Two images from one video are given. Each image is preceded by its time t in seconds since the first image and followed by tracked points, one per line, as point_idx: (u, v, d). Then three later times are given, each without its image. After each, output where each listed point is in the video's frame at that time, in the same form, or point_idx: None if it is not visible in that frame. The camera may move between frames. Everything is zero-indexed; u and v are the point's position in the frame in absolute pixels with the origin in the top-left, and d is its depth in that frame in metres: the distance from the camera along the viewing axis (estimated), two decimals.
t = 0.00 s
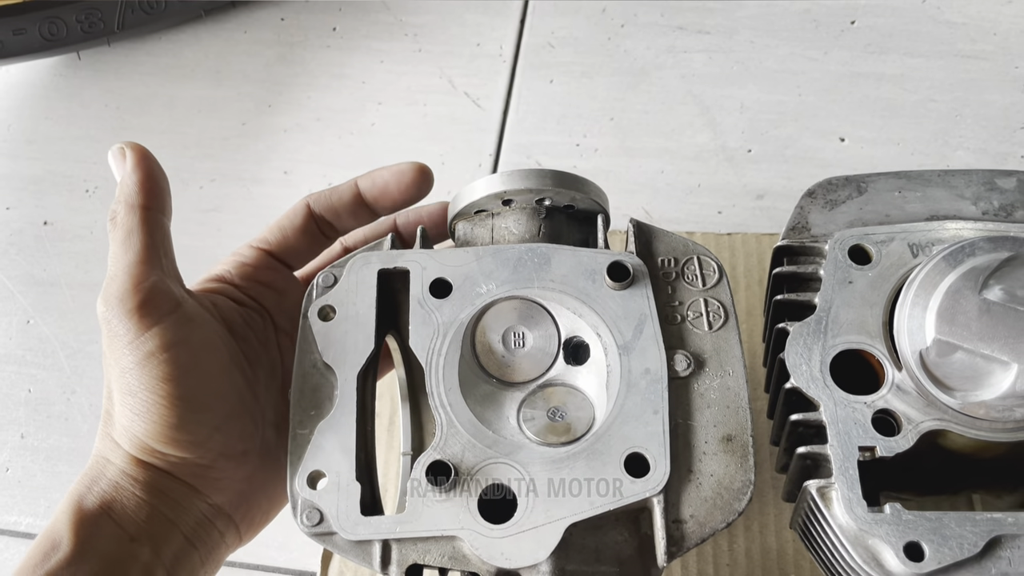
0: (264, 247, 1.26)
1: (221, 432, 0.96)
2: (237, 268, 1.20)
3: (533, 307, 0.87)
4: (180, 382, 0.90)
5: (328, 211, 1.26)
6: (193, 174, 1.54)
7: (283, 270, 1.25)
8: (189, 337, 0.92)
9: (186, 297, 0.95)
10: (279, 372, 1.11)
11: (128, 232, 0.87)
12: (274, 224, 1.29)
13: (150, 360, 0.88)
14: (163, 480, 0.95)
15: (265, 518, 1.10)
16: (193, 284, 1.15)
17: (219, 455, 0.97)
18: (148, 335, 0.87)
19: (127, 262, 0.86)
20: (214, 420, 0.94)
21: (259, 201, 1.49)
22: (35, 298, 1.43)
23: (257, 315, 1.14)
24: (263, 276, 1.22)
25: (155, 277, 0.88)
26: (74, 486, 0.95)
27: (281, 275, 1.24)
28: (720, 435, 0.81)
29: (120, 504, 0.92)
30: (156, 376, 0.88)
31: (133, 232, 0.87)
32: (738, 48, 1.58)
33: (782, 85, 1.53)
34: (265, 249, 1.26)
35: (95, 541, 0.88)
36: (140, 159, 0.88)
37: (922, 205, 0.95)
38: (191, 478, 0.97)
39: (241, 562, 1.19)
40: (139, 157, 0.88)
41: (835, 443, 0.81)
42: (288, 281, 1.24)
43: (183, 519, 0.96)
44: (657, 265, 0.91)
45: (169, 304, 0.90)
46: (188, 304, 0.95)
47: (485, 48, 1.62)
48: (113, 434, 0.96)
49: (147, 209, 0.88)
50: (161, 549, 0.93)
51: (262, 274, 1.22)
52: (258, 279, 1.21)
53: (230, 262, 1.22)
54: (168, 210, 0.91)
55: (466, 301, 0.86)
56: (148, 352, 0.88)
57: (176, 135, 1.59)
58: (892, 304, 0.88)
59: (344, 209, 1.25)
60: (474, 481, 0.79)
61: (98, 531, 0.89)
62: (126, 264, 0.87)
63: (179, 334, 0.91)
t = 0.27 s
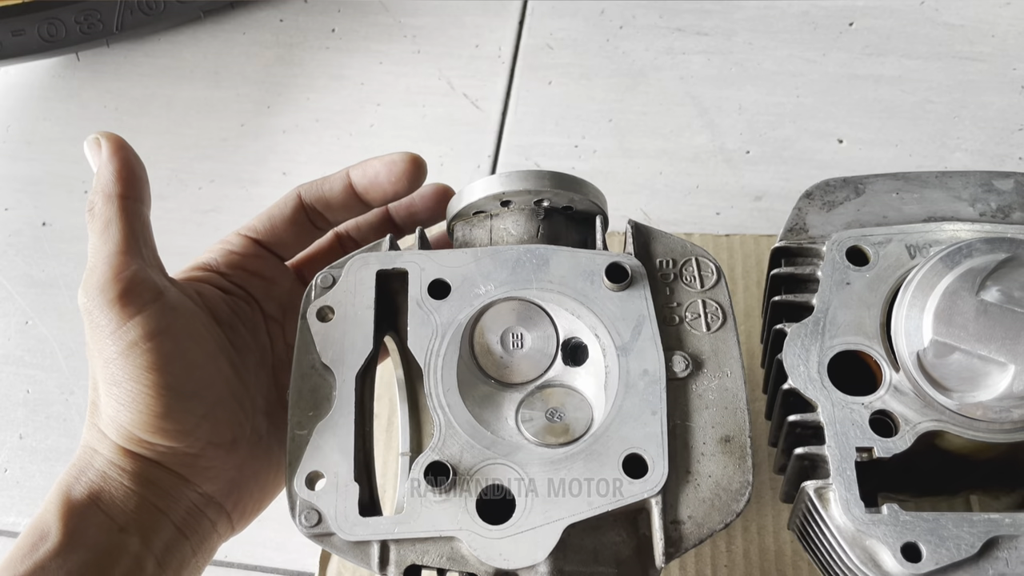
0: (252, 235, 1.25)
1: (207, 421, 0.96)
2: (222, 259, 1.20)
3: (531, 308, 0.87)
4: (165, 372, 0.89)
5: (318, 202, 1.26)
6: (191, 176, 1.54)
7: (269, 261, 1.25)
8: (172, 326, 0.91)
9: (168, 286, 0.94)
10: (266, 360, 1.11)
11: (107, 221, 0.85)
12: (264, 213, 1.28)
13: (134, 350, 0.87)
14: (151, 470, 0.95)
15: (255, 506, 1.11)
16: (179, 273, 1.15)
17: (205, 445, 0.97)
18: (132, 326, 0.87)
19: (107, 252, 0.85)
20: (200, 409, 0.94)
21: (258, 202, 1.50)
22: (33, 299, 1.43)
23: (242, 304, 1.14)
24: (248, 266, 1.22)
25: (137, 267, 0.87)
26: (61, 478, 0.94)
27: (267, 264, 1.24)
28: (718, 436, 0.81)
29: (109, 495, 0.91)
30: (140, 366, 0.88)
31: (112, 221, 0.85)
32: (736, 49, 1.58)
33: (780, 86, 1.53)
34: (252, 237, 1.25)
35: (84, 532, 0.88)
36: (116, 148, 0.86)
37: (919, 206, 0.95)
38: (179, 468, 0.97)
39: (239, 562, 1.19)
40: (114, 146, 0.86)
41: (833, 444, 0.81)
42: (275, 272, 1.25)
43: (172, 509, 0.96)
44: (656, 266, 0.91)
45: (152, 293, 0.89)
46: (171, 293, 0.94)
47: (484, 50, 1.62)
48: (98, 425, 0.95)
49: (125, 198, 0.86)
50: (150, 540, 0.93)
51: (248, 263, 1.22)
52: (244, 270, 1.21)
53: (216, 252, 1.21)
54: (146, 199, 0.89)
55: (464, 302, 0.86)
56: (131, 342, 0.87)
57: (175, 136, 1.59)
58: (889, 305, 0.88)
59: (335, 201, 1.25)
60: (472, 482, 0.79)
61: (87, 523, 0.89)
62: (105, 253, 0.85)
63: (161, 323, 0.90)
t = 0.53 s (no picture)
0: (248, 242, 1.25)
1: (201, 429, 0.96)
2: (218, 265, 1.20)
3: (532, 308, 0.87)
4: (159, 379, 0.89)
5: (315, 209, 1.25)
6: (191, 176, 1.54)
7: (265, 267, 1.25)
8: (166, 333, 0.91)
9: (163, 293, 0.94)
10: (261, 366, 1.11)
11: (101, 228, 0.85)
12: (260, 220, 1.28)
13: (127, 358, 0.87)
14: (145, 477, 0.95)
15: (251, 510, 1.11)
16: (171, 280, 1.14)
17: (199, 451, 0.97)
18: (126, 334, 0.86)
19: (101, 260, 0.85)
20: (194, 416, 0.94)
21: (258, 202, 1.50)
22: (33, 299, 1.43)
23: (238, 310, 1.14)
24: (245, 272, 1.21)
25: (131, 274, 0.87)
26: (56, 484, 0.95)
27: (263, 270, 1.24)
28: (718, 436, 0.81)
29: (103, 501, 0.92)
30: (133, 373, 0.87)
31: (106, 227, 0.85)
32: (736, 50, 1.59)
33: (780, 87, 1.53)
34: (248, 244, 1.25)
35: (78, 539, 0.89)
36: (109, 154, 0.85)
37: (920, 207, 0.95)
38: (173, 474, 0.97)
39: (239, 563, 1.19)
40: (109, 151, 0.86)
41: (834, 443, 0.81)
42: (272, 278, 1.24)
43: (166, 516, 0.96)
44: (656, 266, 0.91)
45: (146, 299, 0.89)
46: (166, 300, 0.94)
47: (484, 50, 1.63)
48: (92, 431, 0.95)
49: (120, 205, 0.86)
50: (144, 546, 0.93)
51: (244, 269, 1.22)
52: (240, 276, 1.20)
53: (212, 258, 1.21)
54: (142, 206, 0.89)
55: (465, 302, 0.86)
56: (124, 349, 0.87)
57: (175, 136, 1.59)
58: (889, 305, 0.88)
59: (331, 208, 1.24)
60: (473, 482, 0.79)
61: (81, 529, 0.89)
62: (100, 260, 0.85)
63: (155, 330, 0.89)
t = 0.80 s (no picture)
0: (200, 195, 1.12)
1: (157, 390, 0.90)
2: (170, 218, 1.08)
3: (530, 311, 0.87)
4: (105, 338, 0.83)
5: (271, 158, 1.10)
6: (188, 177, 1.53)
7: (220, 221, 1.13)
8: (116, 291, 0.85)
9: (112, 249, 0.87)
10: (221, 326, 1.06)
11: (40, 181, 0.79)
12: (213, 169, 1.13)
13: (73, 317, 0.81)
14: (93, 443, 0.88)
15: (211, 475, 1.05)
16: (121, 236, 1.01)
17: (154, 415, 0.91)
18: (70, 293, 0.81)
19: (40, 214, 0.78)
20: (148, 376, 0.88)
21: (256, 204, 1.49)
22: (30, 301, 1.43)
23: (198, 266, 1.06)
24: (203, 226, 1.11)
25: (72, 228, 0.80)
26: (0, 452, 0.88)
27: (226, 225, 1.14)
28: (717, 440, 0.81)
29: (49, 468, 0.86)
30: (79, 332, 0.82)
31: (47, 181, 0.79)
32: (735, 53, 1.58)
33: (779, 90, 1.53)
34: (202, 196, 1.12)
35: (21, 508, 0.82)
36: (50, 103, 0.79)
37: (919, 210, 0.95)
38: (122, 439, 0.90)
39: (236, 566, 1.19)
40: (49, 100, 0.79)
41: (832, 447, 0.81)
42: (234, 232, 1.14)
43: (117, 483, 0.90)
44: (655, 269, 0.91)
45: (91, 255, 0.83)
46: (116, 258, 0.88)
47: (483, 52, 1.62)
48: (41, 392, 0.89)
49: (61, 157, 0.79)
50: (94, 514, 0.87)
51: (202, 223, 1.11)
52: (197, 231, 1.09)
53: (163, 210, 1.09)
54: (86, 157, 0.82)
55: (463, 305, 0.86)
56: (69, 308, 0.81)
57: (173, 138, 1.59)
58: (888, 309, 0.88)
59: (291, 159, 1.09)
60: (470, 485, 0.78)
61: (28, 497, 0.83)
62: (39, 214, 0.79)
63: (103, 288, 0.83)
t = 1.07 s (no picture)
0: (269, 169, 1.11)
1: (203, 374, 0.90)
2: (236, 189, 1.05)
3: (527, 309, 0.86)
4: (173, 318, 0.81)
5: (350, 139, 1.12)
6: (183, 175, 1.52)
7: (282, 198, 1.11)
8: (189, 270, 0.81)
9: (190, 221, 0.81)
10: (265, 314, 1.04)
11: (133, 133, 0.67)
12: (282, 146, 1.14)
13: (140, 292, 0.77)
14: (134, 415, 0.88)
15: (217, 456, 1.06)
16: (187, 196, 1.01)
17: (194, 399, 0.93)
18: (142, 267, 0.75)
19: (125, 170, 0.67)
20: (199, 359, 0.88)
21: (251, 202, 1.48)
22: (23, 300, 1.41)
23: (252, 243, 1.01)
24: (263, 203, 1.07)
25: (158, 190, 0.70)
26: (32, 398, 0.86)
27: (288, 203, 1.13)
28: (716, 440, 0.80)
29: (86, 428, 0.84)
30: (142, 307, 0.78)
31: (139, 135, 0.67)
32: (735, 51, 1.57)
33: (778, 88, 1.52)
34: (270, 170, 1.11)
35: (57, 464, 0.81)
36: (157, 42, 0.68)
37: (920, 208, 0.94)
38: (161, 416, 0.91)
39: (229, 568, 1.17)
40: (153, 42, 0.68)
41: (833, 448, 0.80)
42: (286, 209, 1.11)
43: (151, 456, 0.91)
44: (653, 267, 0.89)
45: (173, 230, 0.75)
46: (193, 232, 0.81)
47: (481, 50, 1.61)
48: (80, 346, 0.87)
49: (158, 108, 0.68)
50: (126, 484, 0.87)
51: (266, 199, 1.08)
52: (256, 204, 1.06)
53: (229, 179, 1.06)
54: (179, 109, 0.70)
55: (460, 303, 0.85)
56: (135, 283, 0.76)
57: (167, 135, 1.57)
58: (889, 308, 0.87)
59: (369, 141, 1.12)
60: (466, 485, 0.77)
61: (63, 458, 0.82)
62: (123, 168, 0.67)
63: (175, 269, 0.78)
